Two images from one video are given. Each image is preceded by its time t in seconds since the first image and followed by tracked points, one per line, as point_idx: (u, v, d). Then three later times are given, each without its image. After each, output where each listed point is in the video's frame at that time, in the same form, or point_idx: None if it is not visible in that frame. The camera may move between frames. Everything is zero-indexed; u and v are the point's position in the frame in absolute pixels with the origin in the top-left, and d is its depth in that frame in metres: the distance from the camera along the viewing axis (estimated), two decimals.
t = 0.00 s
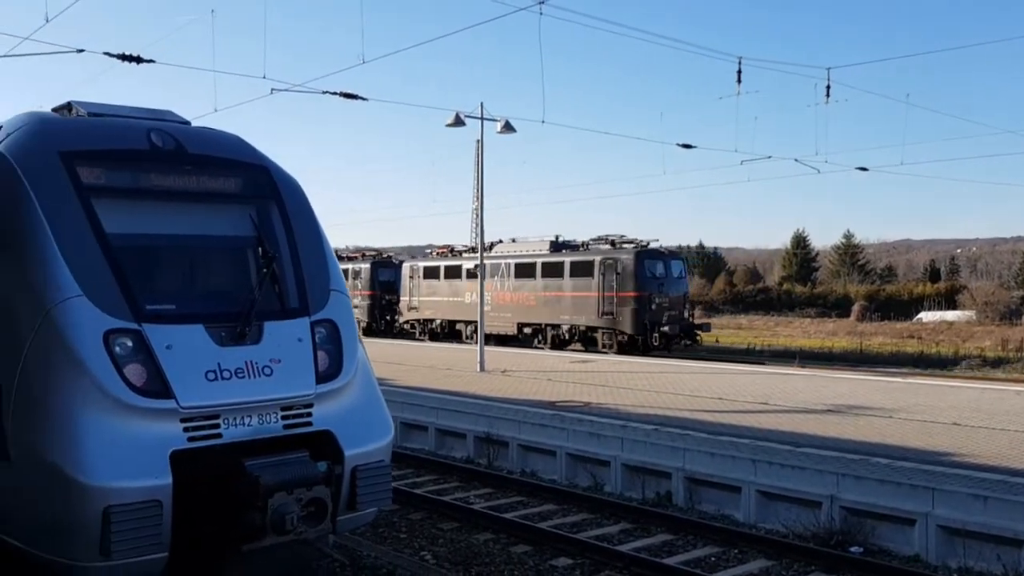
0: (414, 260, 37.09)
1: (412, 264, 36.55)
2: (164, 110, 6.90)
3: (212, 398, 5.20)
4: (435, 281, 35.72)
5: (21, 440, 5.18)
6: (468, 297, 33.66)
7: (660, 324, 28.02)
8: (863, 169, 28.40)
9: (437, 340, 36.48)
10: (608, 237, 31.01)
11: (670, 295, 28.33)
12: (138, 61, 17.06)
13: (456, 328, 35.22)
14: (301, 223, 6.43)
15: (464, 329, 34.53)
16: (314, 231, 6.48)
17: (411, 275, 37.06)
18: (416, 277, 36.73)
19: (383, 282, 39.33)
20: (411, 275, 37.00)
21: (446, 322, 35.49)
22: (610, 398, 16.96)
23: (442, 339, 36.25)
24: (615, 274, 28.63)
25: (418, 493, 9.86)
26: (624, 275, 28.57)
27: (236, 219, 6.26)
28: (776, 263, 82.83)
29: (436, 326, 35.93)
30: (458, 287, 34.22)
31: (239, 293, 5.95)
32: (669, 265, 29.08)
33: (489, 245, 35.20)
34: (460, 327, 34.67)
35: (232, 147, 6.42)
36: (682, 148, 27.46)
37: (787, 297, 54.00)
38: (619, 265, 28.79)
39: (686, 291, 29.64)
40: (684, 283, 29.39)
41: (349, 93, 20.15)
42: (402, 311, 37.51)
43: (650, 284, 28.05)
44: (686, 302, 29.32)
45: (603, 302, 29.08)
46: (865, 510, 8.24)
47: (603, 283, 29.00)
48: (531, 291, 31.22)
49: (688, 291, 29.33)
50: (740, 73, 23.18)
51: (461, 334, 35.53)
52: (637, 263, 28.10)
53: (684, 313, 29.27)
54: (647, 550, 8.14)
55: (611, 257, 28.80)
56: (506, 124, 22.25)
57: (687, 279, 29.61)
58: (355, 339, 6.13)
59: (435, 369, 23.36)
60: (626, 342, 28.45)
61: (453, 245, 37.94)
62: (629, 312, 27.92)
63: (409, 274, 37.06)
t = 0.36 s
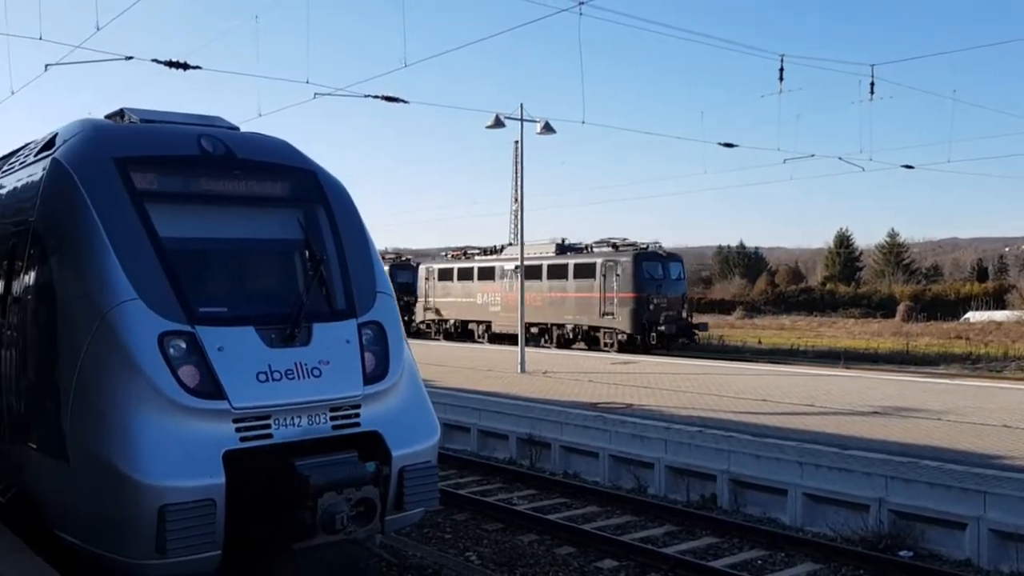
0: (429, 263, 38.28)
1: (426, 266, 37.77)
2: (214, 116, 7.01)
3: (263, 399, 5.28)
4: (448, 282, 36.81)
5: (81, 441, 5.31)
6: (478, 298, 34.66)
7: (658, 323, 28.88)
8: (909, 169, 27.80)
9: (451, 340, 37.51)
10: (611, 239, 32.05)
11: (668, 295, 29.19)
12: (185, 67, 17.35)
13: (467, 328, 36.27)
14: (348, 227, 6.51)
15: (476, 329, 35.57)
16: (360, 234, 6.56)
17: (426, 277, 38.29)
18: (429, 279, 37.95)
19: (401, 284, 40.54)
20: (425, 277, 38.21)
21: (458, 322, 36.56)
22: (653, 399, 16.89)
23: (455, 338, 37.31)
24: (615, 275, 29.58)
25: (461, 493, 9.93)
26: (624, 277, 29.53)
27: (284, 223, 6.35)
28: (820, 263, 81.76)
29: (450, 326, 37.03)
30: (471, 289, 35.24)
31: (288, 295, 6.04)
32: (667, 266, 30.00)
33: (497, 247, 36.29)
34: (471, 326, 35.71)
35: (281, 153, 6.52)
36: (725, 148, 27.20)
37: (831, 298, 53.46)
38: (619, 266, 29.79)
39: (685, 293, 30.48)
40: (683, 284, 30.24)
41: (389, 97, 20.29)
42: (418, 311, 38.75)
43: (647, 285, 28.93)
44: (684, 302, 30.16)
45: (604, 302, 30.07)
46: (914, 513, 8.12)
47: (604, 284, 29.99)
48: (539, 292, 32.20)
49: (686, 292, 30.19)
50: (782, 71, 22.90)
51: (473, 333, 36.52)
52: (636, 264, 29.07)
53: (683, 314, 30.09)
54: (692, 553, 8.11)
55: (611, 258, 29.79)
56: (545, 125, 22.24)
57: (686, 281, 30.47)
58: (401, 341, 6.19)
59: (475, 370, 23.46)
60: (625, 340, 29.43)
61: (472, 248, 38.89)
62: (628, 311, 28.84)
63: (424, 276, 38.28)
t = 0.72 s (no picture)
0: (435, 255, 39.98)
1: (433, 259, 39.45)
2: (251, 108, 7.10)
3: (302, 387, 5.37)
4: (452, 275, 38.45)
5: (124, 428, 5.42)
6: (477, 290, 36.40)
7: (645, 314, 30.58)
8: (941, 161, 27.46)
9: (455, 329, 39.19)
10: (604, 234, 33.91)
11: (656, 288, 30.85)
12: (219, 59, 17.54)
13: (470, 319, 37.95)
14: (384, 219, 6.58)
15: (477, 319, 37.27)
16: (395, 226, 6.62)
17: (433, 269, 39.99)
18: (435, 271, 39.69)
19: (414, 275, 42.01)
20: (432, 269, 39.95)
21: (461, 313, 38.20)
22: (681, 391, 16.91)
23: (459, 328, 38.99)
24: (605, 268, 31.38)
25: (491, 483, 10.01)
26: (614, 270, 31.21)
27: (321, 214, 6.43)
28: (849, 256, 81.12)
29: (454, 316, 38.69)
30: (471, 280, 37.04)
31: (325, 285, 6.11)
32: (655, 260, 31.65)
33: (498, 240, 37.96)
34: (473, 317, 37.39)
35: (317, 145, 6.60)
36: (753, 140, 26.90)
37: (860, 291, 53.07)
38: (609, 260, 31.50)
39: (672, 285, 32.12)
40: (671, 276, 31.93)
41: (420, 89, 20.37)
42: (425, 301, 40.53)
43: (636, 277, 30.68)
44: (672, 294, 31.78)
45: (595, 294, 31.74)
46: (947, 508, 8.08)
47: (596, 276, 31.76)
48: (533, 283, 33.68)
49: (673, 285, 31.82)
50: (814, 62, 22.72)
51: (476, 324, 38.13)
52: (625, 258, 30.74)
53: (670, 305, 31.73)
54: (722, 544, 8.13)
55: (601, 252, 31.44)
56: (574, 117, 22.24)
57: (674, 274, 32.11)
58: (435, 332, 6.25)
59: (502, 361, 23.61)
60: (614, 331, 31.33)
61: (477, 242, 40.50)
62: (617, 303, 30.51)
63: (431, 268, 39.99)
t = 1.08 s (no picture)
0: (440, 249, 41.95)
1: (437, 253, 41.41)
2: (281, 102, 7.18)
3: (334, 377, 5.45)
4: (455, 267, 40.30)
5: (161, 417, 5.53)
6: (476, 281, 38.67)
7: (631, 305, 32.40)
8: (971, 150, 27.10)
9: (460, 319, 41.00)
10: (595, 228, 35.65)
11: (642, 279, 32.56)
12: (246, 53, 17.67)
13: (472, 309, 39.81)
14: (413, 211, 6.66)
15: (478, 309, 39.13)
16: (424, 217, 6.69)
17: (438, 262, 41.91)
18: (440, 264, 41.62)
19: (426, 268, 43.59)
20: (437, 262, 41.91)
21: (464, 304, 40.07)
22: (707, 383, 16.91)
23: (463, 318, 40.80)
24: (594, 262, 33.14)
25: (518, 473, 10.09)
26: (603, 262, 32.98)
27: (351, 206, 6.50)
28: (874, 247, 80.51)
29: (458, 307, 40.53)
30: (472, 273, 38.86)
31: (356, 277, 6.18)
32: (642, 253, 33.34)
33: (494, 232, 40.00)
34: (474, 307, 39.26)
35: (346, 138, 6.68)
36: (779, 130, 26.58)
37: (885, 283, 52.61)
38: (597, 253, 33.23)
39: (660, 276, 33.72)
40: (659, 268, 33.62)
41: (444, 82, 20.42)
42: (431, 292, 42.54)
43: (623, 270, 32.43)
44: (659, 285, 33.53)
45: (585, 286, 33.59)
46: (977, 499, 8.06)
47: (586, 269, 33.54)
48: (527, 275, 35.65)
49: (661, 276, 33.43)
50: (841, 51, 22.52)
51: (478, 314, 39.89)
52: (612, 252, 32.48)
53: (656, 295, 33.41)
54: (750, 535, 8.15)
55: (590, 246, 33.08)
56: (598, 108, 22.22)
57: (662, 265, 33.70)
58: (465, 323, 6.31)
59: (527, 353, 23.74)
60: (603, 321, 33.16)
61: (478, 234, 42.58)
62: (605, 294, 32.30)
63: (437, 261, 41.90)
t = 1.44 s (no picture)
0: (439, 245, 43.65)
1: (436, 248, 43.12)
2: (299, 97, 7.23)
3: (351, 370, 5.50)
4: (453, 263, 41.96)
5: (181, 410, 5.59)
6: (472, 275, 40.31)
7: (616, 299, 33.74)
8: (989, 146, 26.90)
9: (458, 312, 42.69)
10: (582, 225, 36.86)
11: (627, 274, 33.92)
12: (264, 49, 17.77)
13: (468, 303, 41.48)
14: (429, 206, 6.69)
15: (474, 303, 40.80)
16: (440, 212, 6.73)
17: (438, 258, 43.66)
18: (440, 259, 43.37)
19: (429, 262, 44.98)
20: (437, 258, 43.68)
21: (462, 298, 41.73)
22: (723, 378, 16.90)
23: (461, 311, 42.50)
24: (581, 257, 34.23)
25: (532, 468, 10.14)
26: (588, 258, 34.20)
27: (368, 201, 6.55)
28: (892, 242, 80.06)
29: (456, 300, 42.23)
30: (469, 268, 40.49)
31: (373, 271, 6.22)
32: (626, 249, 34.73)
33: (489, 228, 41.63)
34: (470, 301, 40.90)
35: (363, 133, 6.73)
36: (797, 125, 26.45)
37: (903, 278, 52.28)
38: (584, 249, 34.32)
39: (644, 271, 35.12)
40: (642, 264, 34.82)
41: (461, 77, 20.45)
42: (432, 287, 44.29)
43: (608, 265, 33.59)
44: (644, 279, 34.69)
45: (571, 280, 34.43)
46: (995, 497, 8.02)
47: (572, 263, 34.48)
48: (518, 270, 37.20)
49: (645, 271, 34.84)
50: (859, 46, 22.38)
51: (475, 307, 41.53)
52: (597, 249, 33.81)
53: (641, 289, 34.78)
54: (765, 531, 8.15)
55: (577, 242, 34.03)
56: (614, 103, 22.19)
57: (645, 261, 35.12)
58: (480, 317, 6.35)
59: (541, 348, 23.84)
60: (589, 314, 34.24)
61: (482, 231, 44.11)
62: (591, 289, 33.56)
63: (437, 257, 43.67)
